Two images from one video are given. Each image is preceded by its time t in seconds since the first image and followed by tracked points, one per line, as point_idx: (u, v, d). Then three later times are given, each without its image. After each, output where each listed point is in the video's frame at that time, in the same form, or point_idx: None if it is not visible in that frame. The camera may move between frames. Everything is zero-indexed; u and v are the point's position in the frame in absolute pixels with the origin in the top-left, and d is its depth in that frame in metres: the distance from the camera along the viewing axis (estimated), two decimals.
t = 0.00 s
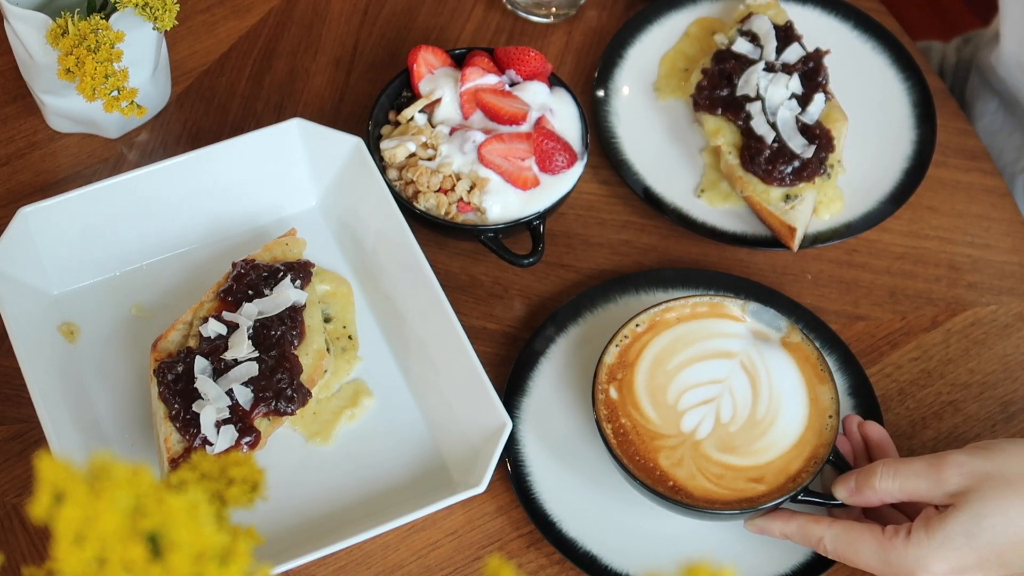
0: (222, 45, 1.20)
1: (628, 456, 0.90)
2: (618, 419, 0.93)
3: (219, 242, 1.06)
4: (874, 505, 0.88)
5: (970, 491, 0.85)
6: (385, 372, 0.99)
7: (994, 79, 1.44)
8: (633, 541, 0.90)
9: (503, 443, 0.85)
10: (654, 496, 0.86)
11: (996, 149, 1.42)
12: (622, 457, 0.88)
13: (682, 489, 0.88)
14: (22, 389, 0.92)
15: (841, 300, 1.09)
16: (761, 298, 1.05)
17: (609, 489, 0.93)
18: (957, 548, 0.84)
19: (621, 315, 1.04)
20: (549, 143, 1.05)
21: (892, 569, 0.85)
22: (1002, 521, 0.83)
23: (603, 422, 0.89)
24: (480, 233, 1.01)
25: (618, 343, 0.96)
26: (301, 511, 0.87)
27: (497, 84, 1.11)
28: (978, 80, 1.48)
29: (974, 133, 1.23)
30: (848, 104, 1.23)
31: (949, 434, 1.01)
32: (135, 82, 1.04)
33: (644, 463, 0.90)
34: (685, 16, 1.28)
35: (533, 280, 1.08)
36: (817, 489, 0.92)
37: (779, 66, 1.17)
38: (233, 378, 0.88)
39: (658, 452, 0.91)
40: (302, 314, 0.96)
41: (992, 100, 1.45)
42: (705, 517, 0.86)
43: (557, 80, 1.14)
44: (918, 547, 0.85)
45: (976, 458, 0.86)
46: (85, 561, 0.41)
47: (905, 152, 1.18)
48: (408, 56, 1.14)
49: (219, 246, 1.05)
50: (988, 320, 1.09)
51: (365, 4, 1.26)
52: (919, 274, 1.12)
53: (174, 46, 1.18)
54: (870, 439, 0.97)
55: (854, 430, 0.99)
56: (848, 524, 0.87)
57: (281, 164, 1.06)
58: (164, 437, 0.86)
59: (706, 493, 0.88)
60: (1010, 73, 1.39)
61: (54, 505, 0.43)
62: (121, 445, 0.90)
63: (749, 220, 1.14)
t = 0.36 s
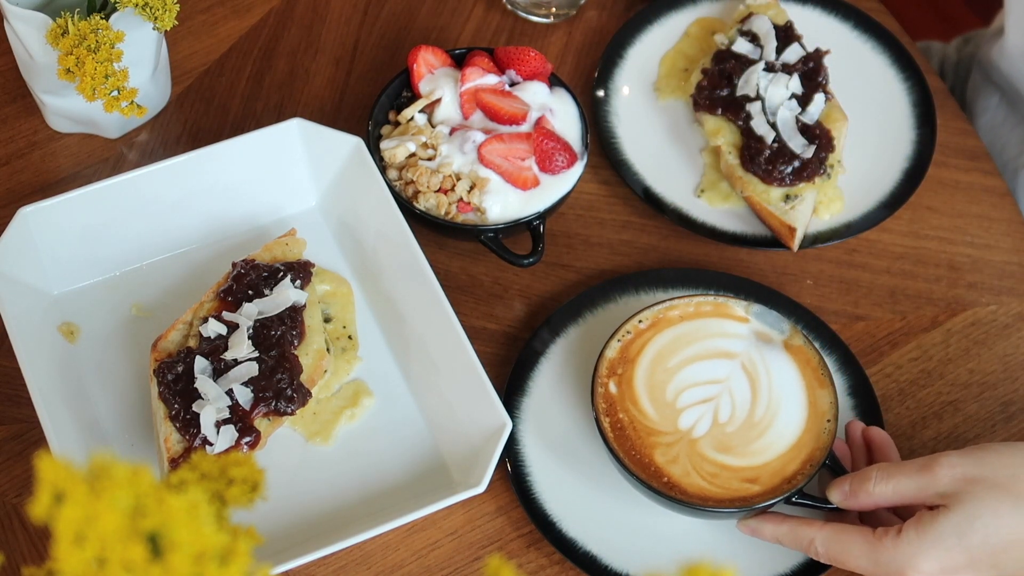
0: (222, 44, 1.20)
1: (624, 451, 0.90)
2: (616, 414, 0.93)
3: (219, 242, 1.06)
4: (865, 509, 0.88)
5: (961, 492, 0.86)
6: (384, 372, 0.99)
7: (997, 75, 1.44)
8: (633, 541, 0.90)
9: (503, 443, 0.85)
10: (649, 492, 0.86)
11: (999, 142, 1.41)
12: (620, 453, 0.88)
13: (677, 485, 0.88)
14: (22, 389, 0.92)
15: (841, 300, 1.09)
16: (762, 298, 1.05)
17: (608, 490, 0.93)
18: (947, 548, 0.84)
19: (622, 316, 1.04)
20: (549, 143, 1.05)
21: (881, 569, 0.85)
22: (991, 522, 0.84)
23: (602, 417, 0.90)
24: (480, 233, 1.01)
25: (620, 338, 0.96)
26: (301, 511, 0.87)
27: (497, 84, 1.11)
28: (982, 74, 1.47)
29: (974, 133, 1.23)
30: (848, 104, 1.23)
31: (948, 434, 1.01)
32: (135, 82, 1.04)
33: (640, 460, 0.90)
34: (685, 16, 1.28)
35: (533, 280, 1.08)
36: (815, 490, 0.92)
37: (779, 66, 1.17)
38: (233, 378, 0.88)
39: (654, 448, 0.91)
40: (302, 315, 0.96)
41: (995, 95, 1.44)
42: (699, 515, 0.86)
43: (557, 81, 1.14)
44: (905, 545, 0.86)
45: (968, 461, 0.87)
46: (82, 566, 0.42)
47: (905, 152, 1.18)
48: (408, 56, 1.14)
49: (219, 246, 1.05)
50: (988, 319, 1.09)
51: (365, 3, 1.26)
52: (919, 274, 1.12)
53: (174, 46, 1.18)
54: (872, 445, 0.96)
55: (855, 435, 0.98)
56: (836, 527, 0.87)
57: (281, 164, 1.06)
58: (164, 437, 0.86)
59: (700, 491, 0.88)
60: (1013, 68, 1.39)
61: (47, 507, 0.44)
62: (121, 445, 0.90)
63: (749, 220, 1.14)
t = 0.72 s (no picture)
0: (222, 44, 1.20)
1: (625, 450, 0.90)
2: (617, 414, 0.93)
3: (218, 242, 1.06)
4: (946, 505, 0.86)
5: None
6: (384, 372, 0.99)
7: (1005, 62, 1.42)
8: (634, 542, 0.90)
9: (503, 442, 0.85)
10: (649, 492, 0.86)
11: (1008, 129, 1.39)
12: (621, 452, 0.88)
13: (677, 485, 0.88)
14: (22, 389, 0.92)
15: (842, 300, 1.09)
16: (762, 298, 1.05)
17: (609, 490, 0.93)
18: None
19: (622, 316, 1.04)
20: (549, 143, 1.05)
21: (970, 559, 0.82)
22: None
23: (603, 417, 0.90)
24: (480, 233, 1.01)
25: (621, 338, 0.96)
26: (301, 511, 0.87)
27: (497, 84, 1.11)
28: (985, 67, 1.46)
29: (974, 133, 1.23)
30: (848, 104, 1.24)
31: (948, 434, 1.01)
32: (135, 82, 1.04)
33: (640, 460, 0.90)
34: (685, 16, 1.28)
35: (533, 280, 1.08)
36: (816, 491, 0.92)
37: (779, 66, 1.17)
38: (233, 378, 0.88)
39: (655, 448, 0.91)
40: (302, 315, 0.96)
41: (1006, 76, 1.42)
42: (700, 515, 0.86)
43: (557, 81, 1.14)
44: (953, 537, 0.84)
45: None
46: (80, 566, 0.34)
47: (905, 152, 1.18)
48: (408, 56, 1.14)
49: (220, 246, 1.05)
50: (988, 319, 1.09)
51: (365, 4, 1.26)
52: (919, 274, 1.12)
53: (174, 46, 1.18)
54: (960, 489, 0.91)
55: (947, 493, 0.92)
56: None
57: (282, 164, 1.06)
58: (164, 437, 0.86)
59: (701, 491, 0.88)
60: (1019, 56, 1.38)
61: (43, 508, 0.34)
62: (121, 445, 0.90)
63: (749, 220, 1.14)
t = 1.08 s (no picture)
0: (222, 45, 1.20)
1: (625, 450, 0.90)
2: (617, 414, 0.93)
3: (218, 242, 1.06)
4: None
5: None
6: (384, 372, 0.99)
7: None
8: (634, 542, 0.90)
9: (502, 442, 0.85)
10: (649, 492, 0.86)
11: None
12: (621, 453, 0.88)
13: (677, 485, 0.88)
14: (22, 389, 0.92)
15: (841, 300, 1.09)
16: (762, 298, 1.05)
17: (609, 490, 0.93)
18: None
19: (622, 316, 1.04)
20: (549, 143, 1.05)
21: None
22: None
23: (603, 417, 0.90)
24: (480, 233, 1.01)
25: (621, 339, 0.96)
26: (301, 511, 0.87)
27: (497, 84, 1.11)
28: (1016, 58, 1.44)
29: (974, 132, 1.23)
30: (848, 104, 1.24)
31: (949, 434, 1.01)
32: (135, 82, 1.04)
33: (640, 460, 0.90)
34: (685, 16, 1.28)
35: (533, 280, 1.08)
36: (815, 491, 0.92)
37: (779, 66, 1.17)
38: (233, 378, 0.88)
39: (655, 448, 0.91)
40: (302, 315, 0.96)
41: None
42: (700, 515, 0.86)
43: (557, 81, 1.14)
44: None
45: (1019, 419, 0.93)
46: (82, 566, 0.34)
47: (905, 152, 1.18)
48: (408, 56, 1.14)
49: (220, 246, 1.05)
50: (988, 319, 1.09)
51: (365, 4, 1.26)
52: (919, 274, 1.12)
53: (174, 46, 1.18)
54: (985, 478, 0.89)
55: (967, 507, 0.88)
56: None
57: (282, 164, 1.06)
58: (164, 437, 0.86)
59: (701, 491, 0.88)
60: None
61: (43, 508, 0.34)
62: (121, 445, 0.90)
63: (750, 220, 1.14)
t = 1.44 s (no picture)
0: (222, 45, 1.20)
1: (625, 450, 0.90)
2: (617, 414, 0.93)
3: (219, 242, 1.06)
4: None
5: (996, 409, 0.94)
6: (384, 372, 0.99)
7: None
8: (634, 542, 0.90)
9: (503, 442, 0.85)
10: (649, 492, 0.86)
11: None
12: (621, 453, 0.88)
13: (677, 485, 0.88)
14: (21, 389, 0.92)
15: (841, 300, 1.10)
16: (762, 298, 1.05)
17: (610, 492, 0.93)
18: None
19: (621, 316, 1.04)
20: (549, 143, 1.05)
21: None
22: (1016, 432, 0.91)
23: (603, 417, 0.89)
24: (480, 232, 1.01)
25: (622, 338, 0.96)
26: (301, 511, 0.87)
27: (497, 84, 1.11)
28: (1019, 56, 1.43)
29: (974, 133, 1.23)
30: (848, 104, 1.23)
31: (948, 433, 1.01)
32: (135, 82, 1.04)
33: (640, 460, 0.90)
34: (685, 17, 1.28)
35: (533, 280, 1.08)
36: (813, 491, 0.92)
37: (779, 65, 1.17)
38: (232, 378, 0.88)
39: (655, 448, 0.91)
40: (302, 315, 0.96)
41: None
42: (699, 515, 0.86)
43: (557, 81, 1.14)
44: None
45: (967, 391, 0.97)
46: (81, 567, 0.33)
47: (905, 152, 1.18)
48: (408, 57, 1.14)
49: (220, 246, 1.05)
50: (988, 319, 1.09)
51: (365, 4, 1.26)
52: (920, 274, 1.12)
53: (174, 46, 1.18)
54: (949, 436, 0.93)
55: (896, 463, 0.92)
56: None
57: (282, 164, 1.06)
58: (164, 437, 0.86)
59: (701, 491, 0.88)
60: None
61: (42, 508, 0.34)
62: (121, 445, 0.90)
63: (750, 220, 1.14)
